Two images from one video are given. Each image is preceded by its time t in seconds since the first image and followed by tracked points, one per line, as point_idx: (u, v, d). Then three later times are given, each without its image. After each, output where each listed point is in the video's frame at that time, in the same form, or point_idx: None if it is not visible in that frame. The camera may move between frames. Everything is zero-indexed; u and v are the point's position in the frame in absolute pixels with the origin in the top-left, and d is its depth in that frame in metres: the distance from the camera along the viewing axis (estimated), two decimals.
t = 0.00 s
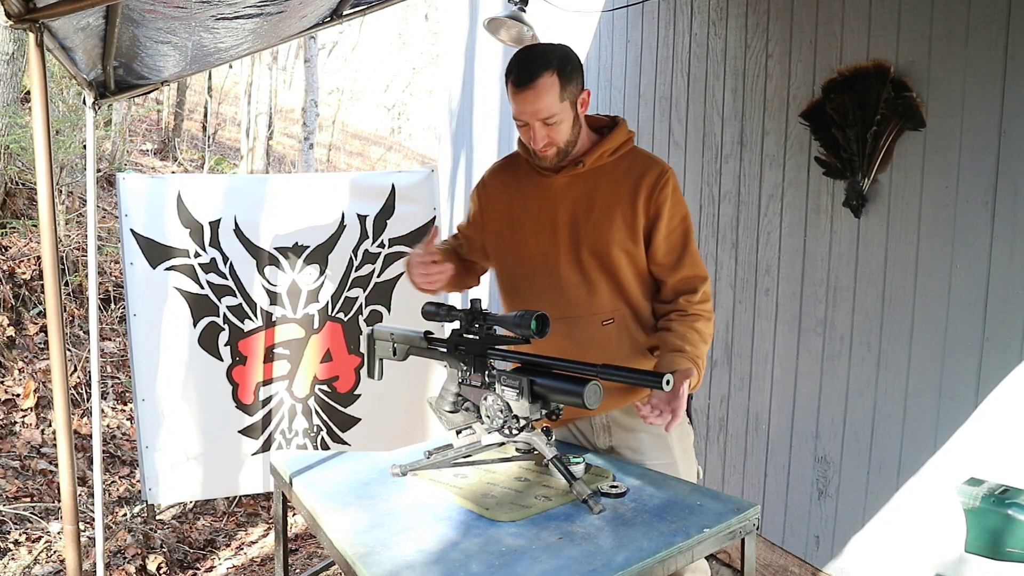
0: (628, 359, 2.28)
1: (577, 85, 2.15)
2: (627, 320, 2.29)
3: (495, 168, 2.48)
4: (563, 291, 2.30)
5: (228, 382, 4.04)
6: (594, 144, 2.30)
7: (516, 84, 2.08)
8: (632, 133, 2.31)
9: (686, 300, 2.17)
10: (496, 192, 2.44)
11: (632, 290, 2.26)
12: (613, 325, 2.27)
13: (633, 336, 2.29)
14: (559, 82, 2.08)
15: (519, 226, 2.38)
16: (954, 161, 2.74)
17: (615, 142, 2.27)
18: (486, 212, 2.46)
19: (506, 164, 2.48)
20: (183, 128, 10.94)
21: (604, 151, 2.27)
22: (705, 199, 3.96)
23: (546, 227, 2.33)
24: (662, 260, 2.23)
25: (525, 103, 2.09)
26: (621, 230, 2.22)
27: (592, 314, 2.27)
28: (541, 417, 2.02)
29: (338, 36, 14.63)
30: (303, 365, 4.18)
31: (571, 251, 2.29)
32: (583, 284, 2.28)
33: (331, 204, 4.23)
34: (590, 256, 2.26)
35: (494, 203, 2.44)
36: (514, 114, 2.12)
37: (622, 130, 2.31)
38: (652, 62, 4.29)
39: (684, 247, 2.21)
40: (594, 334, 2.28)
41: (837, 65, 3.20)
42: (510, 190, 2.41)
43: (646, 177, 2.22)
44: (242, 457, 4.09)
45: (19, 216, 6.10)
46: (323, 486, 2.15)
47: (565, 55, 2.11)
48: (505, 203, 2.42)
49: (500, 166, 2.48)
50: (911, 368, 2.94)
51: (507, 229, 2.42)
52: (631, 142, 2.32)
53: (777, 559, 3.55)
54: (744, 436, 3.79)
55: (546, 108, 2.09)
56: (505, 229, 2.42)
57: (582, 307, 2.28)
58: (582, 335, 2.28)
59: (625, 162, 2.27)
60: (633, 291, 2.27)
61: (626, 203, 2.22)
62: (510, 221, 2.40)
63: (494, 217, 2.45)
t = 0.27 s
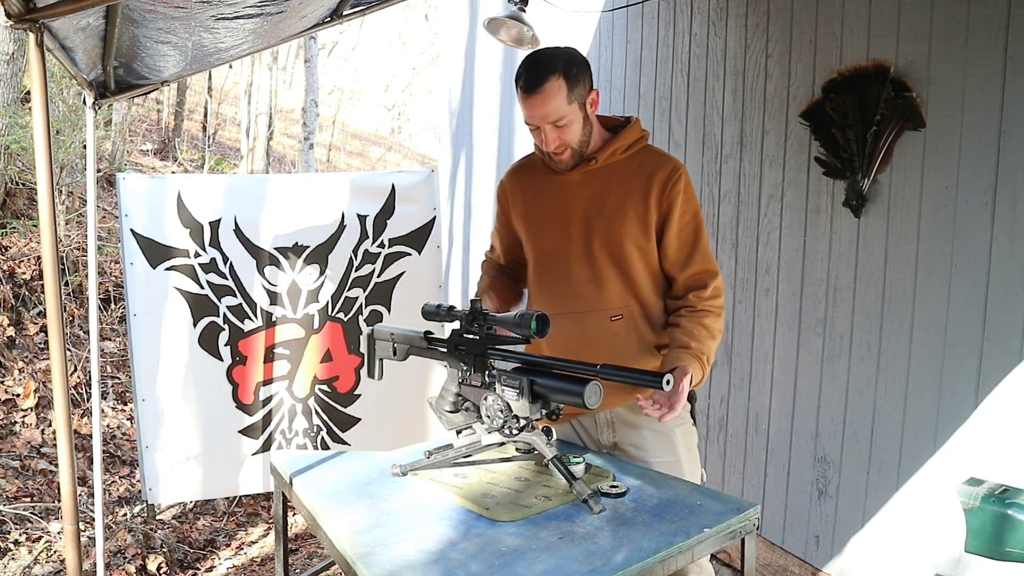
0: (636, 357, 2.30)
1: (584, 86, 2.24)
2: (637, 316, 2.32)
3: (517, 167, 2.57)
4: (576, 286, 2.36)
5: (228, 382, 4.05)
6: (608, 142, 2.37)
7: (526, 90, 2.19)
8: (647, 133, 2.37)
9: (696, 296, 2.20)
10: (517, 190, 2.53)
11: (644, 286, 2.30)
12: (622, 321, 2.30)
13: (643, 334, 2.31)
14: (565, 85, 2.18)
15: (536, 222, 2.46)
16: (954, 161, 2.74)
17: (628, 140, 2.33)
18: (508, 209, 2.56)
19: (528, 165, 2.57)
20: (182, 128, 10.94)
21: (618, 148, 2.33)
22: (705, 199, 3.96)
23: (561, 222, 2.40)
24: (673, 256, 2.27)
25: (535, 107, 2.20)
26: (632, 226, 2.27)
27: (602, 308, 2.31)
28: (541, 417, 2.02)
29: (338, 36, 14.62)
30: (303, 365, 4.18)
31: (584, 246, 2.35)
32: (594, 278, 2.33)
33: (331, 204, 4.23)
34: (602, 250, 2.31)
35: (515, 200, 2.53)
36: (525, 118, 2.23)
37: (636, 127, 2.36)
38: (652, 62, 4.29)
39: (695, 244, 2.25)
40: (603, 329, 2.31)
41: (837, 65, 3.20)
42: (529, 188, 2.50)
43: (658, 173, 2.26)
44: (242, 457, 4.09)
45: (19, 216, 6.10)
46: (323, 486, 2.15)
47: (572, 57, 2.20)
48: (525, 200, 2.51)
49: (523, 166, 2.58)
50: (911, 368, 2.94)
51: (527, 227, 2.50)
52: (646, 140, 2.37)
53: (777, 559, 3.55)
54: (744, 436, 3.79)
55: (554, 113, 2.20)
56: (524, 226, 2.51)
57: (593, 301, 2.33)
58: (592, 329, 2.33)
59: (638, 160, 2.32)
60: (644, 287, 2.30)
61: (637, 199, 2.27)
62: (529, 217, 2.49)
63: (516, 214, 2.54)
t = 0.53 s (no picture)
0: (648, 355, 2.32)
1: (588, 89, 2.26)
2: (647, 316, 2.32)
3: (529, 171, 2.61)
4: (589, 286, 2.38)
5: (228, 382, 4.04)
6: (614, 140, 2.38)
7: (530, 96, 2.23)
8: (653, 130, 2.38)
9: (702, 293, 2.24)
10: (531, 193, 2.57)
11: (655, 283, 2.30)
12: (631, 320, 2.31)
13: (654, 332, 2.33)
14: (569, 90, 2.21)
15: (549, 223, 2.50)
16: (954, 161, 2.74)
17: (634, 138, 2.34)
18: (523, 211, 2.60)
19: (541, 168, 2.60)
20: (183, 128, 10.94)
21: (624, 146, 2.34)
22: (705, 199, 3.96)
23: (573, 223, 2.43)
24: (682, 253, 2.28)
25: (540, 113, 2.23)
26: (641, 224, 2.29)
27: (611, 308, 2.33)
28: (541, 417, 2.02)
29: (338, 36, 14.62)
30: (303, 365, 4.18)
31: (595, 246, 2.38)
32: (604, 278, 2.35)
33: (331, 204, 4.23)
34: (612, 249, 2.33)
35: (530, 203, 2.57)
36: (530, 123, 2.27)
37: (641, 124, 2.37)
38: (652, 62, 4.29)
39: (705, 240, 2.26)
40: (613, 329, 2.33)
41: (837, 65, 3.20)
42: (541, 191, 2.54)
43: (665, 169, 2.27)
44: (242, 457, 4.09)
45: (19, 216, 6.10)
46: (324, 486, 2.15)
47: (575, 62, 2.23)
48: (539, 201, 2.54)
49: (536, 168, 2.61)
50: (911, 368, 2.94)
51: (541, 230, 2.54)
52: (652, 137, 2.38)
53: (777, 559, 3.55)
54: (744, 436, 3.79)
55: (558, 118, 2.23)
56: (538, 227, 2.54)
57: (603, 301, 2.34)
58: (603, 329, 2.34)
59: (645, 157, 2.33)
60: (654, 286, 2.30)
61: (645, 196, 2.28)
62: (542, 219, 2.52)
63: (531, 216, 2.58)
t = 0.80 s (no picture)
0: (667, 347, 2.33)
1: (592, 91, 2.28)
2: (666, 310, 2.33)
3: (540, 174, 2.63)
4: (606, 282, 2.39)
5: (228, 382, 4.04)
6: (623, 136, 2.41)
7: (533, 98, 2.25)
8: (661, 123, 2.41)
9: (715, 280, 2.25)
10: (544, 195, 2.58)
11: (672, 275, 2.32)
12: (650, 316, 2.32)
13: (674, 326, 2.33)
14: (572, 92, 2.22)
15: (563, 223, 2.51)
16: (955, 161, 2.74)
17: (644, 131, 2.37)
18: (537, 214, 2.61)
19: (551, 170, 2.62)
20: (182, 128, 10.94)
21: (634, 140, 2.37)
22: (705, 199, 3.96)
23: (587, 221, 2.44)
24: (699, 243, 2.29)
25: (543, 115, 2.25)
26: (658, 217, 2.30)
27: (630, 304, 2.34)
28: (541, 417, 2.02)
29: (338, 36, 14.61)
30: (303, 365, 4.18)
31: (611, 243, 2.39)
32: (622, 274, 2.36)
33: (331, 204, 4.23)
34: (629, 246, 2.35)
35: (544, 205, 2.59)
36: (534, 125, 2.29)
37: (649, 118, 2.39)
38: (652, 62, 4.29)
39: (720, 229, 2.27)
40: (632, 324, 2.34)
41: (837, 65, 3.20)
42: (555, 192, 2.55)
43: (677, 159, 2.30)
44: (242, 457, 4.09)
45: (19, 216, 6.10)
46: (324, 486, 2.15)
47: (578, 65, 2.24)
48: (552, 203, 2.56)
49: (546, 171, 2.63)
50: (911, 368, 2.94)
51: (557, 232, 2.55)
52: (661, 130, 2.41)
53: (777, 560, 3.54)
54: (744, 437, 3.79)
55: (561, 120, 2.24)
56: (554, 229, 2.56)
57: (620, 299, 2.35)
58: (622, 325, 2.35)
59: (656, 149, 2.35)
60: (673, 280, 2.32)
61: (660, 188, 2.31)
62: (557, 220, 2.54)
63: (545, 218, 2.59)
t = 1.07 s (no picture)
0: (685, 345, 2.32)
1: (612, 76, 2.26)
2: (684, 309, 2.32)
3: (552, 172, 2.61)
4: (623, 280, 2.38)
5: (228, 382, 4.04)
6: (638, 133, 2.40)
7: (554, 77, 2.23)
8: (675, 120, 2.40)
9: (733, 277, 2.25)
10: (556, 193, 2.57)
11: (689, 272, 2.31)
12: (669, 315, 2.31)
13: (692, 325, 2.32)
14: (593, 72, 2.20)
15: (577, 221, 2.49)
16: (955, 161, 2.74)
17: (660, 128, 2.37)
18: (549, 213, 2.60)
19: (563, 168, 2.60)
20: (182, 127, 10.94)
21: (651, 137, 2.36)
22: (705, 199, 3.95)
23: (603, 219, 2.43)
24: (717, 241, 2.29)
25: (564, 93, 2.22)
26: (676, 215, 2.30)
27: (648, 303, 2.32)
28: (541, 417, 2.02)
29: (338, 36, 14.60)
30: (303, 365, 4.18)
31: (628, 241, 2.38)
32: (639, 273, 2.34)
33: (331, 204, 4.22)
34: (647, 244, 2.33)
35: (556, 204, 2.57)
36: (552, 105, 2.26)
37: (663, 114, 2.39)
38: (652, 62, 4.29)
39: (739, 226, 2.27)
40: (650, 323, 2.33)
41: (837, 65, 3.19)
42: (567, 190, 2.54)
43: (695, 157, 2.29)
44: (242, 457, 4.08)
45: (18, 216, 6.10)
46: (323, 487, 2.15)
47: (599, 48, 2.24)
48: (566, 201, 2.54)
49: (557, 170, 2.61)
50: (912, 368, 2.93)
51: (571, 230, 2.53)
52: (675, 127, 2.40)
53: (777, 560, 3.54)
54: (744, 437, 3.78)
55: (581, 97, 2.21)
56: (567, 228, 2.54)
57: (638, 297, 2.34)
58: (640, 324, 2.33)
59: (672, 147, 2.35)
60: (691, 278, 2.31)
61: (677, 185, 2.30)
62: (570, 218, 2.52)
63: (558, 216, 2.57)
